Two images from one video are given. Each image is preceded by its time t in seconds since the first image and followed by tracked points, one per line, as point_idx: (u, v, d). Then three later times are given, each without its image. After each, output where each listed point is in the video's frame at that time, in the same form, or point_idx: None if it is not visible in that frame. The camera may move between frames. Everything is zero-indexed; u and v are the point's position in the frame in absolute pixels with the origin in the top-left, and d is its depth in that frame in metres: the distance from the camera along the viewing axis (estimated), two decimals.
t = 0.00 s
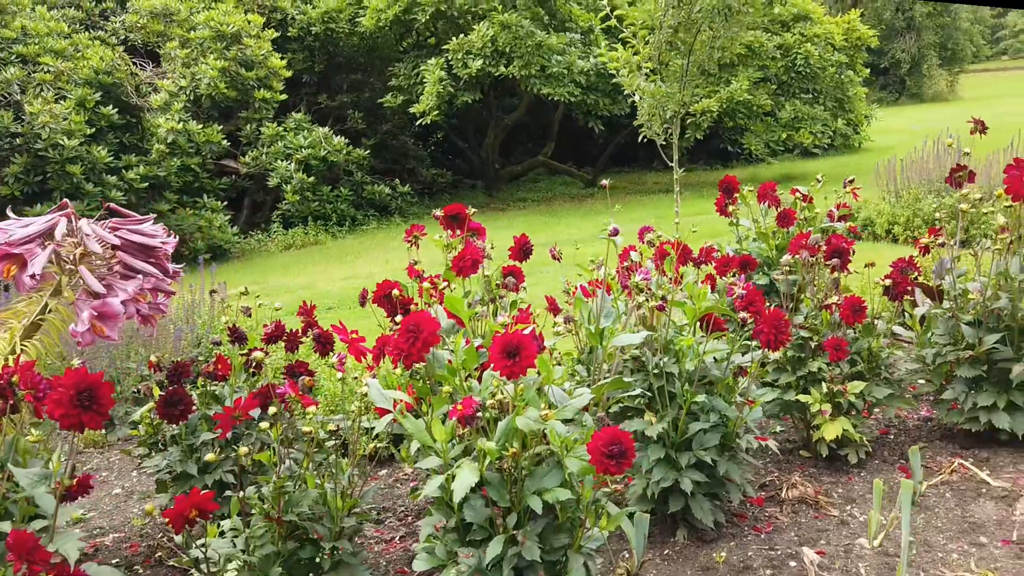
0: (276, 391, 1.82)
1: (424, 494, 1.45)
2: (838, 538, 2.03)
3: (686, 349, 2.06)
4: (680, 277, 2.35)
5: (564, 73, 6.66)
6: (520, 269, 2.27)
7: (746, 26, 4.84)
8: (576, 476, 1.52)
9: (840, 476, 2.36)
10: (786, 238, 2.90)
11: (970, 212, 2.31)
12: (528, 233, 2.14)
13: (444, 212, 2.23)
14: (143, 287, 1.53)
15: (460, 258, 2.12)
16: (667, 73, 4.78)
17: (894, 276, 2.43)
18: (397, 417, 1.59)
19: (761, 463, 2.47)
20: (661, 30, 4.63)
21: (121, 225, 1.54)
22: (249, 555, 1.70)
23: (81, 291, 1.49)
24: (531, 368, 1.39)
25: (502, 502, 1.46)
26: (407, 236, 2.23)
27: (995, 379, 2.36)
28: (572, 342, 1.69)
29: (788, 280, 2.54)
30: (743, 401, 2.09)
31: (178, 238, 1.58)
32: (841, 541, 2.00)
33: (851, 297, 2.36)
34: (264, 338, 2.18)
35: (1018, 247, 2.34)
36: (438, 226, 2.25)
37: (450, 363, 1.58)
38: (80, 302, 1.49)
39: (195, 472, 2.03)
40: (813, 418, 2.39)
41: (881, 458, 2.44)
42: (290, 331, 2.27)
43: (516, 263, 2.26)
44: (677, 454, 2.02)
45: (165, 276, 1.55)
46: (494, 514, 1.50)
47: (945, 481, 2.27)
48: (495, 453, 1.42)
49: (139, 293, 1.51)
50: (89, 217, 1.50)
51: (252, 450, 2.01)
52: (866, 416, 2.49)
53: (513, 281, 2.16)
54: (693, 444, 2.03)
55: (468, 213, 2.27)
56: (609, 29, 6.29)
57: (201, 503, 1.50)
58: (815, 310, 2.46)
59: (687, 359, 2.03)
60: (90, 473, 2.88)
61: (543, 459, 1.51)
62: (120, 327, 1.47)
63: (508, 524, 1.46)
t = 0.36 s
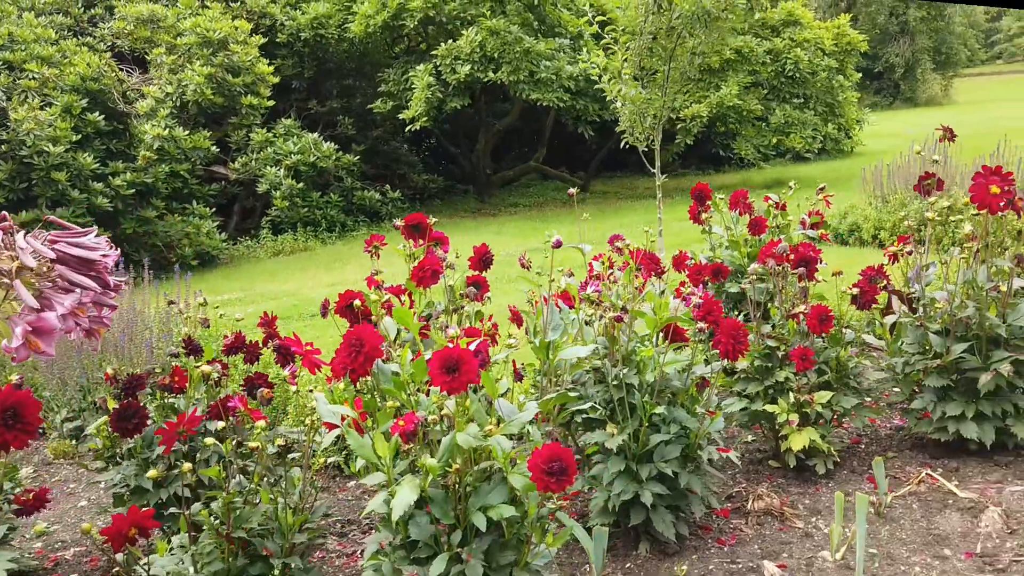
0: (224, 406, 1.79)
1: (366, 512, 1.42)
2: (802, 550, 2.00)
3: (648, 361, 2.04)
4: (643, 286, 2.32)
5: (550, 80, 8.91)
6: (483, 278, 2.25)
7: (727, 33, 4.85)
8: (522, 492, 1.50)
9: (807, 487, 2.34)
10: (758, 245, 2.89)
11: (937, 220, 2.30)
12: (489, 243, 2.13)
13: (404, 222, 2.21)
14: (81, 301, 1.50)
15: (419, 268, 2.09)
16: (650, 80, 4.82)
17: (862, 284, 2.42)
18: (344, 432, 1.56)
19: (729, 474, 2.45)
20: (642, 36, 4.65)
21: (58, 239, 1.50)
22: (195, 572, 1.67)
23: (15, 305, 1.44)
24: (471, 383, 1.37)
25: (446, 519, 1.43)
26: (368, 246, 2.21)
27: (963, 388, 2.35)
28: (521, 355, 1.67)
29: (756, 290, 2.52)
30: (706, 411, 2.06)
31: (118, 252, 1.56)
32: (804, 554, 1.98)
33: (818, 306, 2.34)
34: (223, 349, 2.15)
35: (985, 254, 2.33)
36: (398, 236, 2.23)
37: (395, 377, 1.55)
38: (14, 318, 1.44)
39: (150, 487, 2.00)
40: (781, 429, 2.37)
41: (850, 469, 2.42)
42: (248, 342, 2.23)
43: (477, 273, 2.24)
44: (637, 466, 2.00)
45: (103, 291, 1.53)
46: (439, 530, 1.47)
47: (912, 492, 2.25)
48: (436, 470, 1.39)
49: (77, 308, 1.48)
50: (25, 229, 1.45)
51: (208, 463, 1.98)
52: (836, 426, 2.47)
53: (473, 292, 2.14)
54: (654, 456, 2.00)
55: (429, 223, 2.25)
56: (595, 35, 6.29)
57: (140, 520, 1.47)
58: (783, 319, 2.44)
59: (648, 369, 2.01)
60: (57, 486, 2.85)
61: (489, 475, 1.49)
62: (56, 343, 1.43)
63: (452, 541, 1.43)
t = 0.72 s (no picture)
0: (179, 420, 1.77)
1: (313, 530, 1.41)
2: (768, 563, 1.99)
3: (613, 372, 2.02)
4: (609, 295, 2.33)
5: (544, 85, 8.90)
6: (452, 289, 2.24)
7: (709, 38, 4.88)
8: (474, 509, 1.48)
9: (778, 498, 2.32)
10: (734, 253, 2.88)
11: (906, 229, 2.28)
12: (454, 253, 2.11)
13: (370, 232, 2.19)
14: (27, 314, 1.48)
15: (384, 279, 2.08)
16: (634, 87, 4.86)
17: (833, 293, 2.40)
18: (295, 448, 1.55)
19: (701, 484, 2.43)
20: (625, 42, 4.66)
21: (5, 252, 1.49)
22: None
23: None
24: (416, 399, 1.35)
25: (395, 536, 1.42)
26: (332, 257, 2.20)
27: (935, 399, 2.33)
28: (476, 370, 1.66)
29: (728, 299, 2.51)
30: (672, 423, 2.05)
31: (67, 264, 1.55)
32: (770, 567, 1.97)
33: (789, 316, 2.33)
34: (187, 361, 2.13)
35: (955, 263, 2.32)
36: (364, 246, 2.22)
37: (346, 392, 1.53)
38: None
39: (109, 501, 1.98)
40: (752, 439, 2.35)
41: (822, 479, 2.41)
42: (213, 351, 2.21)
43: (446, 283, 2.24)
44: (602, 478, 1.98)
45: (50, 304, 1.52)
46: (389, 548, 1.45)
47: (883, 503, 2.23)
48: (382, 488, 1.37)
49: (23, 321, 1.47)
50: None
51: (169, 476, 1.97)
52: (807, 436, 2.46)
53: (438, 303, 2.13)
54: (619, 468, 1.99)
55: (395, 233, 2.24)
56: (583, 40, 6.31)
57: (85, 537, 1.46)
58: (754, 329, 2.43)
59: (612, 381, 2.00)
60: (28, 497, 2.83)
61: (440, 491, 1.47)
62: None
63: (401, 559, 1.42)
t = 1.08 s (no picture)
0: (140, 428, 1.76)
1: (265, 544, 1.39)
2: (738, 573, 1.97)
3: (582, 380, 2.00)
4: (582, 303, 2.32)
5: (536, 88, 8.88)
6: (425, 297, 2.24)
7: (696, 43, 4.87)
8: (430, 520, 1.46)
9: (753, 507, 2.30)
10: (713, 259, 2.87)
11: (880, 237, 2.27)
12: (424, 259, 2.10)
13: (340, 238, 2.18)
14: None
15: (352, 286, 2.07)
16: (618, 91, 4.80)
17: (808, 301, 2.40)
18: (253, 458, 1.53)
19: (675, 492, 2.42)
20: (610, 46, 4.65)
21: None
22: None
23: None
24: (368, 411, 1.33)
25: (349, 549, 1.41)
26: (302, 263, 2.18)
27: (910, 407, 2.32)
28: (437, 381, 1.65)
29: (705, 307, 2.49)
30: (640, 432, 2.04)
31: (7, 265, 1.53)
32: None
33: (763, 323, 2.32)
34: (155, 368, 2.11)
35: (930, 271, 2.31)
36: (334, 253, 2.21)
37: (302, 401, 1.51)
38: None
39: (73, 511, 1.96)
40: (726, 447, 2.34)
41: (797, 487, 2.39)
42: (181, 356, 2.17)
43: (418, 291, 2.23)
44: (571, 487, 1.97)
45: None
46: (343, 561, 1.44)
47: (856, 512, 2.21)
48: (334, 502, 1.36)
49: None
50: None
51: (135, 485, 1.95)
52: (783, 445, 2.44)
53: (408, 311, 2.12)
54: (587, 477, 1.98)
55: (365, 239, 2.22)
56: (575, 42, 6.30)
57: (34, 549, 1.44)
58: (729, 336, 2.42)
59: (581, 391, 1.98)
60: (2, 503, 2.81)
61: (396, 503, 1.46)
62: None
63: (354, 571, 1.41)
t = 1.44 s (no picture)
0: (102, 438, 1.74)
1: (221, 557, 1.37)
2: None
3: (553, 389, 1.98)
4: (558, 310, 2.31)
5: (528, 90, 8.86)
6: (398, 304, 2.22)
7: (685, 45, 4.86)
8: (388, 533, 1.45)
9: (728, 515, 2.29)
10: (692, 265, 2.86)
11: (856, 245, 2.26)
12: (394, 267, 2.08)
13: (311, 245, 2.16)
14: None
15: (321, 293, 2.05)
16: (605, 94, 4.80)
17: (785, 308, 2.38)
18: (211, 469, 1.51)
19: (651, 500, 2.41)
20: (598, 49, 4.64)
21: None
22: None
23: None
24: (321, 426, 1.31)
25: (305, 562, 1.39)
26: (273, 270, 2.17)
27: (886, 415, 2.30)
28: (400, 392, 1.64)
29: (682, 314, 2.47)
30: (612, 442, 2.02)
31: None
32: None
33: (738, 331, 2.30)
34: (125, 376, 2.06)
35: (906, 278, 2.30)
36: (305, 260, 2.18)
37: (261, 413, 1.49)
38: None
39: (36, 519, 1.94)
40: (701, 455, 2.33)
41: (773, 495, 2.38)
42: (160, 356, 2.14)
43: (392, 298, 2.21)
44: (540, 497, 1.95)
45: None
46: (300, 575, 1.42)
47: (831, 521, 2.20)
48: (287, 516, 1.34)
49: None
50: None
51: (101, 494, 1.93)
52: (760, 452, 2.42)
53: (378, 318, 2.10)
54: (558, 486, 1.96)
55: (338, 245, 2.21)
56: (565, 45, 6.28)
57: None
58: (705, 343, 2.41)
59: (551, 400, 1.96)
60: None
61: (354, 516, 1.44)
62: None
63: None
